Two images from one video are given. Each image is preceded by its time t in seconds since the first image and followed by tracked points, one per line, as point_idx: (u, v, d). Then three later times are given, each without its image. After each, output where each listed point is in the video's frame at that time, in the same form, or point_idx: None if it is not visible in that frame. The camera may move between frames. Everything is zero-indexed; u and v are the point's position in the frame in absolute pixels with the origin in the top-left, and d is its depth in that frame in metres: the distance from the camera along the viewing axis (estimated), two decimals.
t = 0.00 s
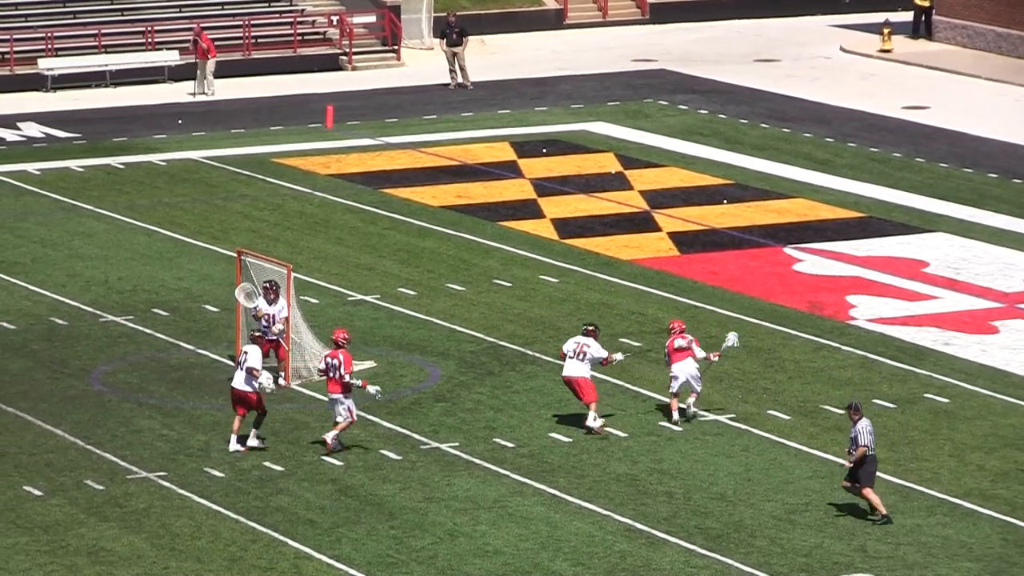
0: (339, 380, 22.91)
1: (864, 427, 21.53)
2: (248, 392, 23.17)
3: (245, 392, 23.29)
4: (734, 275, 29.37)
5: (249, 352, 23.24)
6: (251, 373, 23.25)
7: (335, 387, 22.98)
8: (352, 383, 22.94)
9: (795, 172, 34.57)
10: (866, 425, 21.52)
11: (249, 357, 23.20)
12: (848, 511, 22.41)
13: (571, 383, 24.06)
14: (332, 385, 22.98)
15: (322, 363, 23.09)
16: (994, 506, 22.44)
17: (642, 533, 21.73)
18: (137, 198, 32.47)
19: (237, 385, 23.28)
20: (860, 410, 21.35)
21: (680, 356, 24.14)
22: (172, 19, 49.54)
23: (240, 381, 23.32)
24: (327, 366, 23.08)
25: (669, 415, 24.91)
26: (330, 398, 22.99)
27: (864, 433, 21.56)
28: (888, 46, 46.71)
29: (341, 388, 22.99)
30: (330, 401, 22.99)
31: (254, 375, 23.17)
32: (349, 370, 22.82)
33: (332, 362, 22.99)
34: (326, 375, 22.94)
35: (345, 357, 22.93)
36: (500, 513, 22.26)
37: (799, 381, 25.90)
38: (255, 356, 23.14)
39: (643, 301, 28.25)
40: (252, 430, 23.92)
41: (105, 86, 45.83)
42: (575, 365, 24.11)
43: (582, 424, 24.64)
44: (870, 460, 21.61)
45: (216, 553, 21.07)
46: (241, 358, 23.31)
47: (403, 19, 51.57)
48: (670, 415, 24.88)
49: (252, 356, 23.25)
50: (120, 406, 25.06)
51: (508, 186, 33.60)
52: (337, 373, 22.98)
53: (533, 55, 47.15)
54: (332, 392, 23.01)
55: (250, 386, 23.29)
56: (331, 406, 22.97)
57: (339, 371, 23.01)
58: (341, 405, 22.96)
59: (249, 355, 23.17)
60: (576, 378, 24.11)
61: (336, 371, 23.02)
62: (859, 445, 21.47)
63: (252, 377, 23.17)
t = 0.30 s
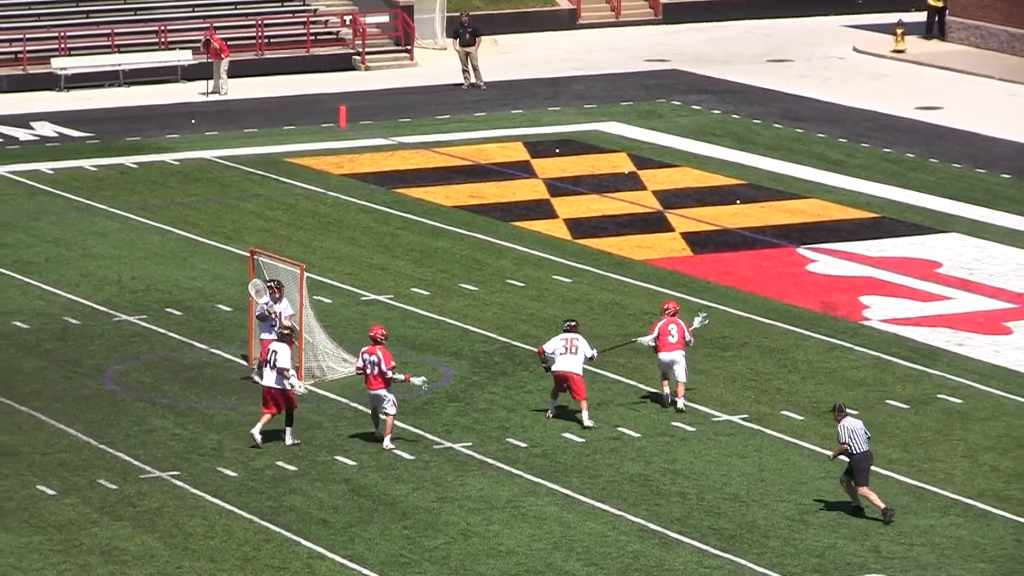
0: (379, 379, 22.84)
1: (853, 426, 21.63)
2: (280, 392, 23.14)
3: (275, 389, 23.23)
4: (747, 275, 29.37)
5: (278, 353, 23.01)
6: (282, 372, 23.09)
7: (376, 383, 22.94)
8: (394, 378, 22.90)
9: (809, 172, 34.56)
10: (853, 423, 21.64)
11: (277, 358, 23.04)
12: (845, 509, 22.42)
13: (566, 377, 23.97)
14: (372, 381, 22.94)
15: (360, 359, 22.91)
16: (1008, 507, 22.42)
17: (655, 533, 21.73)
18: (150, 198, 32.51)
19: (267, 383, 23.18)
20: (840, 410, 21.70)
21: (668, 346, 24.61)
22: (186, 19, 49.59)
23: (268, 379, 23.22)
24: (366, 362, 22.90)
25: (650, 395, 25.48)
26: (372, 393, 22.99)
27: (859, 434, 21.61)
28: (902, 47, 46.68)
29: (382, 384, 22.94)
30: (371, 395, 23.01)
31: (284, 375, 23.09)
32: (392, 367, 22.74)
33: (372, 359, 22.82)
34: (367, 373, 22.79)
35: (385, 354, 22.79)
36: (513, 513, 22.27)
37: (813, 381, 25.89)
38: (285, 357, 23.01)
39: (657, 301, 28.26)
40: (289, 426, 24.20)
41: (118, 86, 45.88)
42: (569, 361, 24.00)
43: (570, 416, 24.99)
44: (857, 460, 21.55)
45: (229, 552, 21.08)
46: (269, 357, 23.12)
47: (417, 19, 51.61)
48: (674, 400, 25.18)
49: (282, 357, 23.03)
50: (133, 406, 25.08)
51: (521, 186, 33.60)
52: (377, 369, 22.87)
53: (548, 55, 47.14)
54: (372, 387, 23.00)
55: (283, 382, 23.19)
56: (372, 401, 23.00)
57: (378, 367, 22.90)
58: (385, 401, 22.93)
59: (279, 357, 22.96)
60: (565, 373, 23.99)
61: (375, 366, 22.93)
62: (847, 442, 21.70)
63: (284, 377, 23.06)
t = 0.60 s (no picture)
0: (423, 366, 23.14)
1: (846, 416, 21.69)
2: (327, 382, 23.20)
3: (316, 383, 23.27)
4: (775, 275, 29.37)
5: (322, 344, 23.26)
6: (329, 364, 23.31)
7: (420, 370, 23.23)
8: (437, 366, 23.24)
9: (836, 172, 34.56)
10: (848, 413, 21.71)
11: (322, 348, 23.29)
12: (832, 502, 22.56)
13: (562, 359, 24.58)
14: (416, 369, 23.23)
15: (402, 349, 23.19)
16: None
17: (684, 533, 21.72)
18: (179, 198, 32.54)
19: (311, 377, 23.19)
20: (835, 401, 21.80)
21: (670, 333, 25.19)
22: (215, 19, 49.68)
23: (309, 373, 23.25)
24: (409, 350, 23.18)
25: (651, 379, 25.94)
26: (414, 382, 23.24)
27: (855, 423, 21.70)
28: (930, 47, 46.65)
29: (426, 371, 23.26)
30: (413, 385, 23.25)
31: (330, 364, 23.29)
32: (435, 355, 23.08)
33: (415, 347, 23.11)
34: (411, 362, 23.09)
35: (428, 341, 23.12)
36: (542, 513, 22.27)
37: (840, 381, 25.88)
38: (330, 346, 23.30)
39: (685, 302, 28.27)
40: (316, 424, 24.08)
41: (147, 86, 45.98)
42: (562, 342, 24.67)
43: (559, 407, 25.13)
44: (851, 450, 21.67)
45: (257, 552, 21.09)
46: (312, 350, 23.28)
47: (446, 19, 51.68)
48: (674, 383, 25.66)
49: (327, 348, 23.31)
50: (162, 405, 25.09)
51: (549, 186, 33.60)
52: (421, 358, 23.17)
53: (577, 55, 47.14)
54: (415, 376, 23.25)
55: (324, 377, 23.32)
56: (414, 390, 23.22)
57: (422, 354, 23.19)
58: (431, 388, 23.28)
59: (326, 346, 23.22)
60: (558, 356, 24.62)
61: (419, 355, 23.21)
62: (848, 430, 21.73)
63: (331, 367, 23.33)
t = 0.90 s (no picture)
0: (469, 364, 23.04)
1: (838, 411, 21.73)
2: (362, 376, 23.32)
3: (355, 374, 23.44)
4: (808, 275, 29.37)
5: (359, 339, 23.20)
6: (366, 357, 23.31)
7: (466, 367, 23.14)
8: (483, 364, 23.12)
9: (865, 172, 34.56)
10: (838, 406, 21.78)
11: (357, 343, 23.29)
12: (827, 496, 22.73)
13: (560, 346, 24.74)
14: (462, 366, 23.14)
15: (449, 347, 23.03)
16: None
17: (715, 533, 21.72)
18: (211, 198, 32.56)
19: (347, 370, 23.38)
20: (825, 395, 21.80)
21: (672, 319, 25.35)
22: (246, 19, 49.72)
23: (347, 365, 23.44)
24: (456, 348, 23.02)
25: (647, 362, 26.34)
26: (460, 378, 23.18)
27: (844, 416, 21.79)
28: (962, 47, 46.60)
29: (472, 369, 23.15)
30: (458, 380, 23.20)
31: (366, 358, 23.32)
32: (482, 355, 22.92)
33: (462, 346, 22.95)
34: (458, 361, 22.97)
35: (476, 342, 22.92)
36: (574, 513, 22.25)
37: (872, 381, 25.87)
38: (365, 341, 23.25)
39: (716, 302, 28.30)
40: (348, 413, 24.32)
41: (179, 86, 46.08)
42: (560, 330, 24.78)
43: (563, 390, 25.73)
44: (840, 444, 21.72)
45: (289, 552, 21.08)
46: (350, 343, 23.31)
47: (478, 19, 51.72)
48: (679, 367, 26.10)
49: (364, 343, 23.25)
50: (194, 405, 25.08)
51: (581, 186, 33.61)
52: (468, 356, 23.04)
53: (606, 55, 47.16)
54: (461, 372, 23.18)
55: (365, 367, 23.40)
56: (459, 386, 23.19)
57: (469, 352, 23.04)
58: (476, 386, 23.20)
59: (362, 343, 23.18)
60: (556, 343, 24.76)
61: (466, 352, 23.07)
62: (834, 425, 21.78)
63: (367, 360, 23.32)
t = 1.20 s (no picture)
0: (513, 354, 23.81)
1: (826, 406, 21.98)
2: (405, 374, 23.65)
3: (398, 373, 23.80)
4: (840, 275, 29.43)
5: (404, 335, 23.61)
6: (411, 355, 23.68)
7: (508, 359, 23.87)
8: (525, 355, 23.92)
9: (893, 171, 34.65)
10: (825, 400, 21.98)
11: (401, 341, 23.65)
12: (814, 489, 22.92)
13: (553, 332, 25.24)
14: (505, 357, 23.88)
15: (492, 338, 23.80)
16: None
17: (748, 533, 21.68)
18: (243, 199, 32.76)
19: (389, 368, 23.73)
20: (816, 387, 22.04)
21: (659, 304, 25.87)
22: (279, 19, 49.96)
23: (390, 363, 23.80)
24: (498, 339, 23.81)
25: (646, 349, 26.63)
26: (503, 370, 23.90)
27: (829, 411, 21.98)
28: (993, 46, 46.60)
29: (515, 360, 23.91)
30: (502, 373, 23.87)
31: (410, 357, 23.67)
32: (526, 344, 23.73)
33: (505, 336, 23.76)
34: (502, 350, 23.73)
35: (518, 330, 23.78)
36: (607, 514, 22.21)
37: (903, 382, 25.88)
38: (409, 339, 23.64)
39: (748, 302, 28.36)
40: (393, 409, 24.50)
41: (212, 87, 46.52)
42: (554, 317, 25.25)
43: (589, 382, 25.95)
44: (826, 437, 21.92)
45: (321, 553, 21.00)
46: (394, 341, 23.69)
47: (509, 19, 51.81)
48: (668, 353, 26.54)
49: (409, 340, 23.67)
50: (227, 405, 25.06)
51: (614, 186, 33.67)
52: (511, 346, 23.83)
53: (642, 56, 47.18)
54: (504, 365, 23.90)
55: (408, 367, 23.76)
56: (503, 377, 23.84)
57: (512, 343, 23.86)
58: (518, 377, 23.91)
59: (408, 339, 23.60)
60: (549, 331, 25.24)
61: (508, 345, 23.89)
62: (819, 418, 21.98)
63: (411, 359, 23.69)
